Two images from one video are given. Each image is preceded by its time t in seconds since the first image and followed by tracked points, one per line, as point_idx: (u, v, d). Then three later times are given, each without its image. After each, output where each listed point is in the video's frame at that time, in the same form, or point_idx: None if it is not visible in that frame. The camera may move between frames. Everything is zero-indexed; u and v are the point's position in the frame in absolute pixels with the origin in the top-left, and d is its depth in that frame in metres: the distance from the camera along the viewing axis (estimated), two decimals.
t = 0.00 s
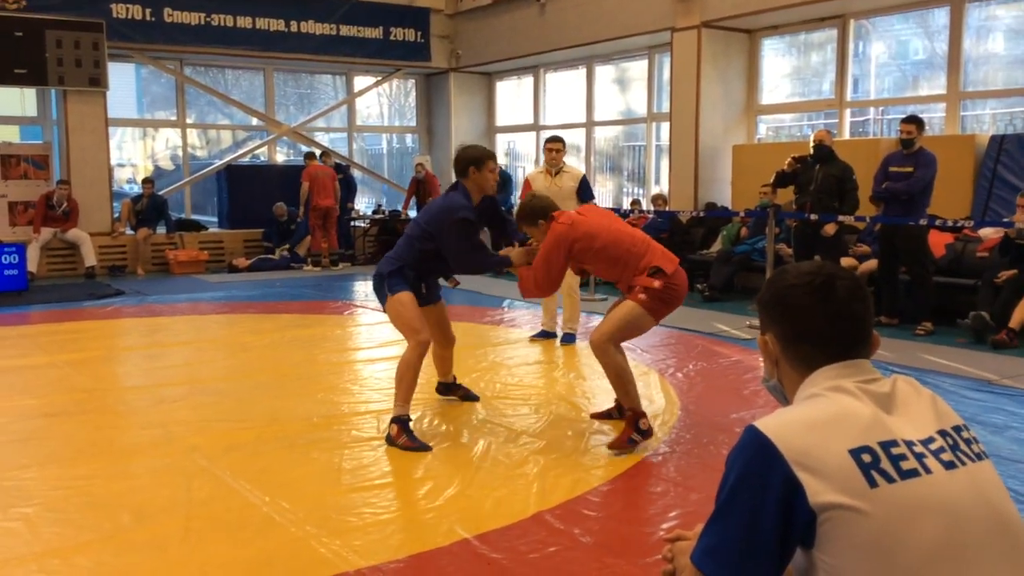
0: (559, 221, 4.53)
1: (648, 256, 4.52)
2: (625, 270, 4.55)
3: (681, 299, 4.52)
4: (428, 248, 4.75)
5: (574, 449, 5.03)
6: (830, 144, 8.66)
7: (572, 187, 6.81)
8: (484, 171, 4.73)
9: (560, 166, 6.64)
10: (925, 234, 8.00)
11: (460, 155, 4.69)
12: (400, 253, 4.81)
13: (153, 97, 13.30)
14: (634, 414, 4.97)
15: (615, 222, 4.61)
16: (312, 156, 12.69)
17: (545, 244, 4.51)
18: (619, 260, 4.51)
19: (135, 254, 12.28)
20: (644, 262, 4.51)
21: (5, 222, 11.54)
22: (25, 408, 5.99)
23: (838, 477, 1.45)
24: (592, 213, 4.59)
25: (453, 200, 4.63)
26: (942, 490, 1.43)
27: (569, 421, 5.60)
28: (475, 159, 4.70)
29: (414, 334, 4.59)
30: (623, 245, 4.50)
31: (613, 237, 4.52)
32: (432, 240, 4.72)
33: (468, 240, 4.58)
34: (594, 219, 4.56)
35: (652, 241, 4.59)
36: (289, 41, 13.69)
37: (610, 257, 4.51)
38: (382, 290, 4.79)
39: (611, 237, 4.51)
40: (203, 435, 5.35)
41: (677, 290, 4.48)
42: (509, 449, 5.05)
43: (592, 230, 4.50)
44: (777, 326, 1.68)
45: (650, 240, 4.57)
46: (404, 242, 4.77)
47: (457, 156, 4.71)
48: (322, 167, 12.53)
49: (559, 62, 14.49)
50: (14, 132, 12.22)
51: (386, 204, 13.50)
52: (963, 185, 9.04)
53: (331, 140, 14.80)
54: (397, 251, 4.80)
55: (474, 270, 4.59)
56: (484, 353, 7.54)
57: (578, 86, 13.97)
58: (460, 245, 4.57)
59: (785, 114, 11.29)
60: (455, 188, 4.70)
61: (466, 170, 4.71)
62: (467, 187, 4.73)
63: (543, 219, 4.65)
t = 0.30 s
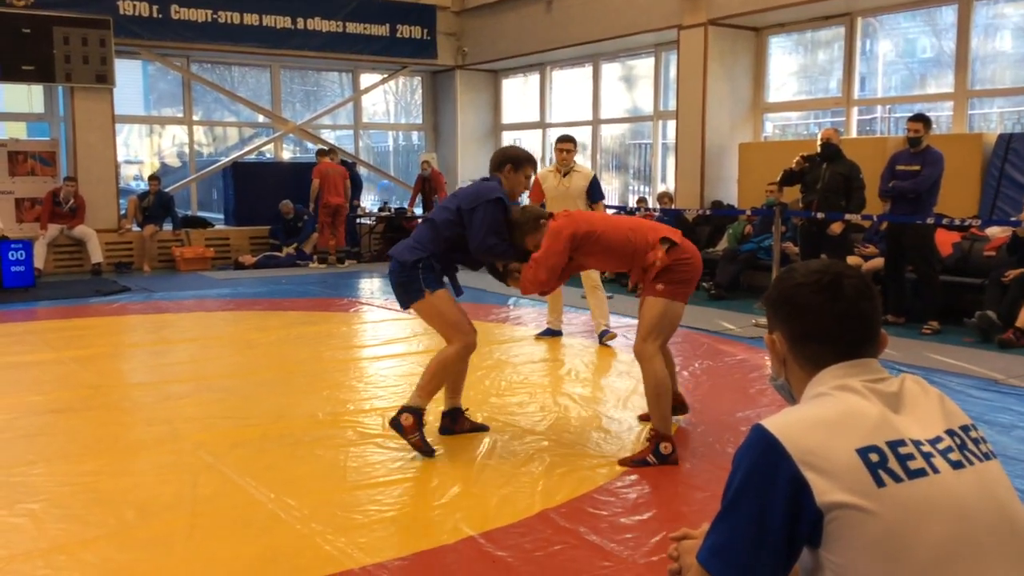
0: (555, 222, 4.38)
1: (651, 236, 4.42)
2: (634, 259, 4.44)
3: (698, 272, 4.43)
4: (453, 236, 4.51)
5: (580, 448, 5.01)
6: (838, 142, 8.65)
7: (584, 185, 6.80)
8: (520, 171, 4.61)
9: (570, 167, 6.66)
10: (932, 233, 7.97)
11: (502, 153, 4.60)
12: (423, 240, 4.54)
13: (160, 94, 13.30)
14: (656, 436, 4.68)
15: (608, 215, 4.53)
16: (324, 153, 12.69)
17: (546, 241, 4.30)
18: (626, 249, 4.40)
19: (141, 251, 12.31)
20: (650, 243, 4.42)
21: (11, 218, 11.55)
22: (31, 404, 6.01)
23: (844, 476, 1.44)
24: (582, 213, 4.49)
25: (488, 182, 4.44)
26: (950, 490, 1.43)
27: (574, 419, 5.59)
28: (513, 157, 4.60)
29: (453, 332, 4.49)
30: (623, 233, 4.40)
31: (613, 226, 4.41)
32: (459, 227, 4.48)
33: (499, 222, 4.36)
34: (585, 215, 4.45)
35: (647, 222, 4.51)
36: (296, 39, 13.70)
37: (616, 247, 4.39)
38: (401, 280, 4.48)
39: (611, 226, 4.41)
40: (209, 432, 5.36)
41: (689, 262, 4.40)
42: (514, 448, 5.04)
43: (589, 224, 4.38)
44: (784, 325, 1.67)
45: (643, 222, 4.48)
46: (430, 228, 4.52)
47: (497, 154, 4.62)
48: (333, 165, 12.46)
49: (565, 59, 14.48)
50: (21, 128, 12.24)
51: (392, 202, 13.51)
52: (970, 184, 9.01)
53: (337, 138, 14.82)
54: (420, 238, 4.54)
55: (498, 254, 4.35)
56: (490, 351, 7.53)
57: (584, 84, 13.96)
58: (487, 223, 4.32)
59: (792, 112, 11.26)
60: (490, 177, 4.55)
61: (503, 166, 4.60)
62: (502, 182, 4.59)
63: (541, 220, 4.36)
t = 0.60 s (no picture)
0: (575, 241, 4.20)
1: (666, 245, 4.41)
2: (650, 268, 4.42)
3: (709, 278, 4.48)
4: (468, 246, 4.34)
5: (581, 449, 5.00)
6: (840, 143, 8.63)
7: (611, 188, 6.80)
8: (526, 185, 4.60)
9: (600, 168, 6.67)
10: (935, 233, 7.96)
11: (512, 168, 4.55)
12: (434, 248, 4.34)
13: (162, 94, 13.33)
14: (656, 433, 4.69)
15: (618, 223, 4.40)
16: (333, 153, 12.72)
17: (572, 265, 4.13)
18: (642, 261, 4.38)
19: (143, 250, 12.32)
20: (665, 253, 4.41)
21: (14, 218, 11.56)
22: (34, 404, 6.01)
23: (844, 475, 1.44)
24: (595, 225, 4.33)
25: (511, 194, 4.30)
26: (952, 490, 1.43)
27: (576, 419, 5.58)
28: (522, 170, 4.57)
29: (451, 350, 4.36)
30: (641, 243, 4.36)
31: (630, 240, 4.34)
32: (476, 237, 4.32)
33: (526, 237, 4.20)
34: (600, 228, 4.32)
35: (658, 228, 4.48)
36: (298, 38, 13.72)
37: (634, 261, 4.35)
38: (412, 287, 4.27)
39: (628, 239, 4.33)
40: (212, 432, 5.37)
41: (705, 271, 4.43)
42: (517, 448, 5.03)
43: (609, 239, 4.26)
44: (785, 325, 1.68)
45: (656, 229, 4.44)
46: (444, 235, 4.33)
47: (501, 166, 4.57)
48: (340, 165, 12.50)
49: (567, 59, 14.49)
50: (24, 128, 12.27)
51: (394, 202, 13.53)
52: (973, 184, 9.00)
53: (339, 137, 14.83)
54: (432, 246, 4.33)
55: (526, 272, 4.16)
56: (492, 351, 7.52)
57: (586, 84, 13.97)
58: (518, 238, 4.16)
59: (794, 112, 11.26)
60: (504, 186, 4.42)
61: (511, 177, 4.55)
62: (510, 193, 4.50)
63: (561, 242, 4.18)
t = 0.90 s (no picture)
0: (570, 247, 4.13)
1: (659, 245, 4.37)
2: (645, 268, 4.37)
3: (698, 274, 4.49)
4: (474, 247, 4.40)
5: (576, 450, 5.00)
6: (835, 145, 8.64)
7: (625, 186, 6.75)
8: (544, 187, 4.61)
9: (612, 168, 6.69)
10: (929, 235, 7.97)
11: (525, 164, 4.53)
12: (441, 245, 4.42)
13: (157, 96, 13.32)
14: (673, 427, 4.87)
15: (614, 225, 4.33)
16: (331, 155, 12.74)
17: (568, 275, 4.10)
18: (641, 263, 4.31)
19: (138, 252, 12.30)
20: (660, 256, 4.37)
21: (8, 219, 11.55)
22: (26, 406, 6.00)
23: (837, 476, 1.44)
24: (589, 231, 4.25)
25: (523, 203, 4.34)
26: (945, 491, 1.42)
27: (572, 421, 5.59)
28: (538, 170, 4.57)
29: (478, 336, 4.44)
30: (636, 246, 4.30)
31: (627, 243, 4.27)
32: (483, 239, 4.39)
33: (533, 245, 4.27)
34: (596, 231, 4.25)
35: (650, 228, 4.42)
36: (293, 40, 13.73)
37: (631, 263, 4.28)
38: (419, 284, 4.37)
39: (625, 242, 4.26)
40: (206, 434, 5.35)
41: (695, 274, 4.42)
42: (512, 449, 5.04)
43: (605, 245, 4.19)
44: (778, 326, 1.68)
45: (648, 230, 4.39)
46: (450, 233, 4.40)
47: (520, 163, 4.55)
48: (338, 167, 12.59)
49: (563, 61, 14.50)
50: (18, 130, 12.26)
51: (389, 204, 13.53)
52: (967, 186, 9.01)
53: (334, 139, 14.83)
54: (440, 243, 4.41)
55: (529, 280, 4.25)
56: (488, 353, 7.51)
57: (582, 86, 13.99)
58: (525, 249, 4.24)
59: (789, 114, 11.28)
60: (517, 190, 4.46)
61: (530, 178, 4.57)
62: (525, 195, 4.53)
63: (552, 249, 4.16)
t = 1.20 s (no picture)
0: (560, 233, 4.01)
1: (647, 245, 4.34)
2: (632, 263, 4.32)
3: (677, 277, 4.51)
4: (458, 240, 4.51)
5: (570, 451, 4.99)
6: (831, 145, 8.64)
7: (628, 189, 6.76)
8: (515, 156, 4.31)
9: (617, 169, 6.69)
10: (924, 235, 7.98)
11: (491, 143, 4.29)
12: (430, 245, 4.59)
13: (152, 96, 13.31)
14: (666, 426, 4.87)
15: (606, 216, 4.24)
16: (329, 155, 12.76)
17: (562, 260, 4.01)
18: (627, 258, 4.24)
19: (133, 254, 12.29)
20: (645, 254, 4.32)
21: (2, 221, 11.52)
22: (20, 408, 5.99)
23: (830, 475, 1.44)
24: (586, 220, 4.13)
25: (484, 186, 4.32)
26: (937, 490, 1.43)
27: (566, 421, 5.58)
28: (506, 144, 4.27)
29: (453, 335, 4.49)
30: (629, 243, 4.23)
31: (618, 236, 4.18)
32: (463, 230, 4.48)
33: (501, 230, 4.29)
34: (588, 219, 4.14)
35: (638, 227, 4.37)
36: (288, 41, 13.73)
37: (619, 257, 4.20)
38: (417, 285, 4.59)
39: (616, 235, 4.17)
40: (200, 435, 5.35)
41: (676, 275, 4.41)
42: (506, 450, 5.04)
43: (597, 235, 4.10)
44: (771, 327, 1.68)
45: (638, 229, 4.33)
46: (433, 232, 4.54)
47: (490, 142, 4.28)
48: (334, 167, 12.58)
49: (558, 62, 14.51)
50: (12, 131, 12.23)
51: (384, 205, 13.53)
52: (962, 186, 9.03)
53: (329, 140, 14.83)
54: (428, 244, 4.56)
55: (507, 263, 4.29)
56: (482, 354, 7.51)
57: (577, 86, 13.99)
58: (495, 233, 4.29)
59: (784, 115, 11.29)
60: (484, 172, 4.41)
61: (496, 152, 4.30)
62: (494, 173, 4.38)
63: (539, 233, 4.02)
